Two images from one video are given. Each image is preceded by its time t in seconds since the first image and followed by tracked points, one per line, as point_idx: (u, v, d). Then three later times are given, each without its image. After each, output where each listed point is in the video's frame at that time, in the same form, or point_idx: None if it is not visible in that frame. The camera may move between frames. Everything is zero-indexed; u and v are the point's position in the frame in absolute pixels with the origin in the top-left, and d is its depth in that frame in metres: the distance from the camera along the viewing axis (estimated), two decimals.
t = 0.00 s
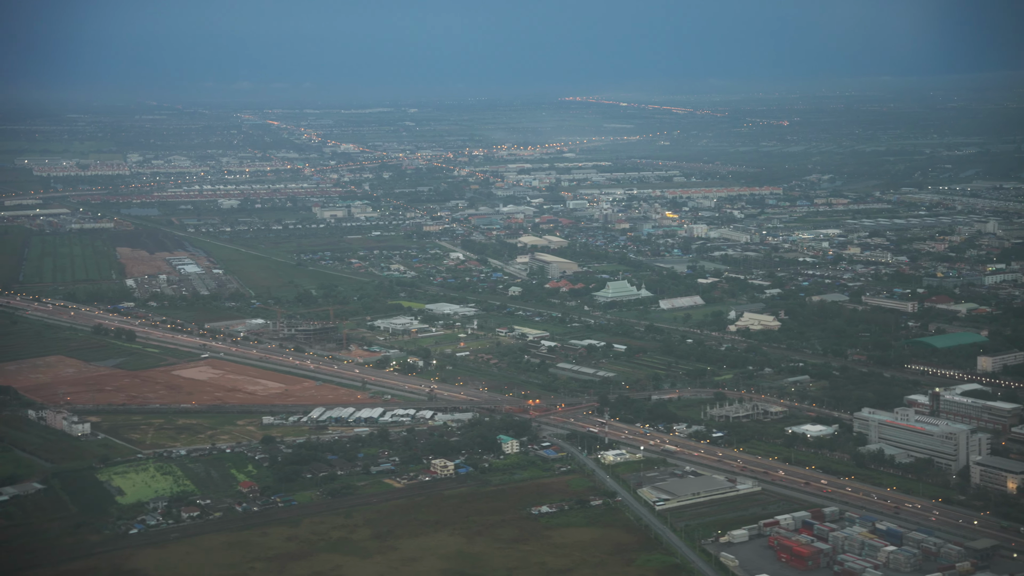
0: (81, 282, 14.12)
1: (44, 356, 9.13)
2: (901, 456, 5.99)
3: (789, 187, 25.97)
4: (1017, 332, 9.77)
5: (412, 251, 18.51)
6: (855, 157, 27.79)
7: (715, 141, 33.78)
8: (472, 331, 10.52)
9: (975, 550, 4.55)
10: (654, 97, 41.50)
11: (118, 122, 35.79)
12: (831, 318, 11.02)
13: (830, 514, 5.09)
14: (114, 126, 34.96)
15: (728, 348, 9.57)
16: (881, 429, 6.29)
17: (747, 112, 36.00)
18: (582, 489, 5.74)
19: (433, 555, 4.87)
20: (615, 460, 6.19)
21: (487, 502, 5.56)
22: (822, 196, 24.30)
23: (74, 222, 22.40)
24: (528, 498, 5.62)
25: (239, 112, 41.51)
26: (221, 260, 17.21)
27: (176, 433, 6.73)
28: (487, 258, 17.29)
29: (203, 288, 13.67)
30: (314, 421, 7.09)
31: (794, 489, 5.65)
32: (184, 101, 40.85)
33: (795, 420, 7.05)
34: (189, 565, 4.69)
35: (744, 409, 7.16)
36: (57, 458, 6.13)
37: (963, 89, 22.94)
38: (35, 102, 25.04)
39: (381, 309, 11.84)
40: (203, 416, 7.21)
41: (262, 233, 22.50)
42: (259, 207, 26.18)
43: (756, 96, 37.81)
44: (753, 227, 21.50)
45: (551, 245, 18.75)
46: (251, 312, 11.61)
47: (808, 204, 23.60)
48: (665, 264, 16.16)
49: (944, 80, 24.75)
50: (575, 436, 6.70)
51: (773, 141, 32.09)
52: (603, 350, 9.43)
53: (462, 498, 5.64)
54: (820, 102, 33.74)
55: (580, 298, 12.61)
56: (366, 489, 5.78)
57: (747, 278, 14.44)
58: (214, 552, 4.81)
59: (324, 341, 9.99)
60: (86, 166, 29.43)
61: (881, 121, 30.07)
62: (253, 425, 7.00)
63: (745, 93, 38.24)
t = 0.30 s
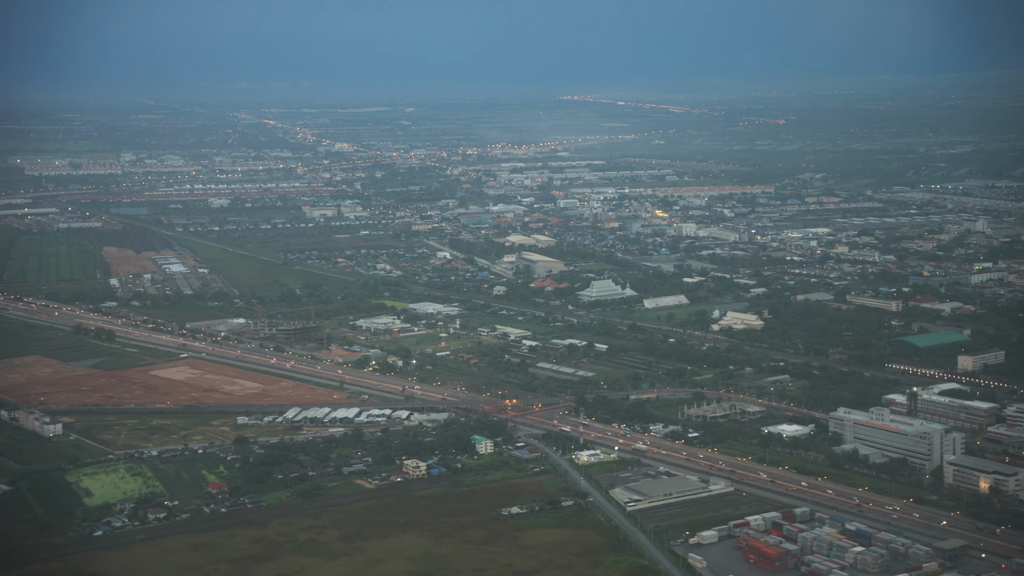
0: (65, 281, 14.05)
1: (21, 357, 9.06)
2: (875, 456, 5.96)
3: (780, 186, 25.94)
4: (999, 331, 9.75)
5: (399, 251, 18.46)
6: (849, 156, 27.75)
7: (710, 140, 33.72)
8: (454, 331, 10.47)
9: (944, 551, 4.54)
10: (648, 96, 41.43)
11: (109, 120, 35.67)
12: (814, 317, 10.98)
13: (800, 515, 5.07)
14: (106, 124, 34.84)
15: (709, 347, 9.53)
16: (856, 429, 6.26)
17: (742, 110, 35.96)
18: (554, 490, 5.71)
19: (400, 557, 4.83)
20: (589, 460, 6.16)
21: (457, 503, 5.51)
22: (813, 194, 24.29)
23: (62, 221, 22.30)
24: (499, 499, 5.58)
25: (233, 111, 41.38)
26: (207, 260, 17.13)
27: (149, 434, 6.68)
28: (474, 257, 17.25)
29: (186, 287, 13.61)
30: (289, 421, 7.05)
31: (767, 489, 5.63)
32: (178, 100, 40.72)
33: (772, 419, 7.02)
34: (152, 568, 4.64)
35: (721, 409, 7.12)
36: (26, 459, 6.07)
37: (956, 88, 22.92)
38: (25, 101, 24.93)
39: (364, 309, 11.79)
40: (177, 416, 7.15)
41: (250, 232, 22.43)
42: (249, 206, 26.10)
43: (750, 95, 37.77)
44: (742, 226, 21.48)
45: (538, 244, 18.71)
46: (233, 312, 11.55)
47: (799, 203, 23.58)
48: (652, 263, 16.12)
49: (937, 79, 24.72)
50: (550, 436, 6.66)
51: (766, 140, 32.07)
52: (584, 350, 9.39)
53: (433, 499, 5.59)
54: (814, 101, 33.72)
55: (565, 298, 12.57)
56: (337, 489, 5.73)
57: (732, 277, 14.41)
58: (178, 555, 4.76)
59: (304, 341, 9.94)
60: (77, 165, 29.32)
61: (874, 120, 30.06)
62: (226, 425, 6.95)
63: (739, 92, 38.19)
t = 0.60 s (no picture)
0: (48, 283, 13.99)
1: None
2: (851, 458, 5.93)
3: (773, 186, 25.93)
4: (983, 331, 9.72)
5: (387, 251, 18.41)
6: (843, 156, 27.75)
7: (706, 140, 33.68)
8: (437, 332, 10.43)
9: (913, 552, 4.52)
10: (643, 96, 41.40)
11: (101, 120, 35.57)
12: (798, 317, 10.95)
13: (771, 517, 5.05)
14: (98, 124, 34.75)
15: (692, 348, 9.49)
16: (832, 430, 6.24)
17: (737, 110, 35.95)
18: (527, 492, 5.67)
19: (367, 560, 4.79)
20: (563, 462, 6.12)
21: (428, 505, 5.47)
22: (805, 194, 24.28)
23: (51, 222, 22.22)
24: (471, 501, 5.54)
25: (229, 112, 41.29)
26: (195, 260, 17.08)
27: (122, 437, 6.62)
28: (462, 258, 17.21)
29: (171, 289, 13.55)
30: (264, 423, 6.99)
31: (741, 491, 5.60)
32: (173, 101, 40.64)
33: (750, 421, 6.98)
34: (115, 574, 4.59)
35: (699, 410, 7.09)
36: None
37: (949, 87, 22.89)
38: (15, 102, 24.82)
39: (348, 310, 11.74)
40: (152, 418, 7.09)
41: (239, 233, 22.37)
42: (240, 207, 26.03)
43: (746, 95, 37.76)
44: (732, 226, 21.45)
45: (527, 245, 18.66)
46: (215, 313, 11.49)
47: (791, 203, 23.57)
48: (639, 264, 16.08)
49: (932, 78, 24.71)
50: (526, 438, 6.63)
51: (761, 140, 32.06)
52: (566, 351, 9.34)
53: (405, 501, 5.54)
54: (811, 102, 33.72)
55: (550, 298, 12.52)
56: (309, 492, 5.68)
57: (719, 277, 14.38)
58: (143, 560, 4.71)
59: (285, 343, 9.89)
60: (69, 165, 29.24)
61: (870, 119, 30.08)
62: (202, 427, 6.89)
63: (736, 92, 38.19)
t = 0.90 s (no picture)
0: (32, 288, 13.91)
1: None
2: (825, 463, 5.90)
3: (765, 189, 25.90)
4: (965, 335, 9.70)
5: (375, 255, 18.36)
6: (836, 160, 27.75)
7: (701, 144, 33.66)
8: (419, 337, 10.38)
9: (882, 559, 4.49)
10: (637, 100, 41.40)
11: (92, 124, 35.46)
12: (782, 321, 10.92)
13: (742, 523, 5.01)
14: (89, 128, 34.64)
15: (673, 352, 9.46)
16: (807, 435, 6.21)
17: (732, 115, 35.94)
18: (499, 499, 5.63)
19: (332, 568, 4.75)
20: (537, 468, 6.08)
21: (398, 512, 5.43)
22: (797, 198, 24.26)
23: (39, 226, 22.13)
24: (442, 508, 5.50)
25: (223, 117, 41.19)
26: (181, 265, 17.00)
27: (94, 443, 6.56)
28: (449, 262, 17.16)
29: (155, 293, 13.49)
30: (238, 429, 6.94)
31: (714, 497, 5.56)
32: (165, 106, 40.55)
33: (728, 426, 6.95)
34: None
35: (676, 415, 7.05)
36: None
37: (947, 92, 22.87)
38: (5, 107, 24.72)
39: (331, 315, 11.69)
40: (125, 425, 7.03)
41: (229, 238, 22.29)
42: (230, 211, 25.95)
43: (741, 99, 37.77)
44: (721, 230, 21.43)
45: (515, 249, 18.62)
46: (197, 318, 11.43)
47: (782, 207, 23.54)
48: (627, 268, 16.04)
49: (926, 82, 24.71)
50: (501, 444, 6.58)
51: (756, 144, 32.05)
52: (547, 356, 9.30)
53: (375, 508, 5.50)
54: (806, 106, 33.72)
55: (534, 303, 12.48)
56: (279, 498, 5.63)
57: (705, 282, 14.35)
58: (106, 570, 4.66)
59: (266, 348, 9.84)
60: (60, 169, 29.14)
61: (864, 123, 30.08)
62: (175, 433, 6.83)
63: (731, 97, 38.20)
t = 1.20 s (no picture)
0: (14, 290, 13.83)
1: None
2: (799, 466, 5.88)
3: (757, 191, 25.89)
4: (946, 337, 9.68)
5: (363, 257, 18.30)
6: (829, 162, 27.75)
7: (695, 146, 33.64)
8: (400, 339, 10.33)
9: (847, 563, 4.48)
10: (631, 102, 41.36)
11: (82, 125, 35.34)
12: (765, 323, 10.89)
13: (711, 527, 4.98)
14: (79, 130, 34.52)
15: (654, 355, 9.42)
16: (782, 438, 6.19)
17: (727, 116, 35.92)
18: (469, 503, 5.59)
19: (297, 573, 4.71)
20: (510, 471, 6.04)
21: (367, 516, 5.38)
22: (788, 200, 24.25)
23: (27, 228, 22.01)
24: (412, 511, 5.46)
25: (215, 119, 41.04)
26: (166, 267, 16.92)
27: (64, 447, 6.49)
28: (435, 264, 17.11)
29: (137, 295, 13.42)
30: (212, 432, 6.89)
31: (685, 500, 5.53)
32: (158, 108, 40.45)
33: (704, 429, 6.91)
34: None
35: (652, 419, 7.01)
36: None
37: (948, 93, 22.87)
38: None
39: (313, 317, 11.65)
40: (98, 428, 6.96)
41: (216, 239, 22.22)
42: (220, 213, 25.85)
43: (735, 101, 37.76)
44: (709, 232, 21.42)
45: (502, 251, 18.58)
46: (178, 321, 11.37)
47: (773, 208, 23.53)
48: (612, 270, 16.01)
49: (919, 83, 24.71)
50: (474, 446, 6.54)
51: (751, 145, 32.04)
52: (527, 358, 9.26)
53: (345, 511, 5.45)
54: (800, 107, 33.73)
55: (518, 305, 12.45)
56: (247, 501, 5.56)
57: (690, 283, 14.32)
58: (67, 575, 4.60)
59: (245, 350, 9.79)
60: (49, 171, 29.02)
61: (858, 124, 30.10)
62: (147, 437, 6.78)
63: (726, 99, 38.19)
